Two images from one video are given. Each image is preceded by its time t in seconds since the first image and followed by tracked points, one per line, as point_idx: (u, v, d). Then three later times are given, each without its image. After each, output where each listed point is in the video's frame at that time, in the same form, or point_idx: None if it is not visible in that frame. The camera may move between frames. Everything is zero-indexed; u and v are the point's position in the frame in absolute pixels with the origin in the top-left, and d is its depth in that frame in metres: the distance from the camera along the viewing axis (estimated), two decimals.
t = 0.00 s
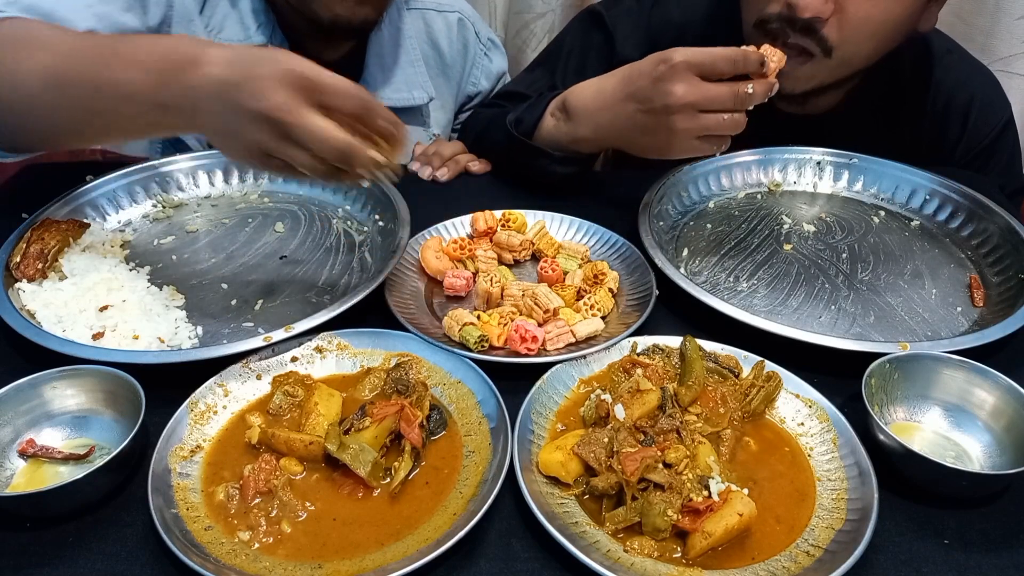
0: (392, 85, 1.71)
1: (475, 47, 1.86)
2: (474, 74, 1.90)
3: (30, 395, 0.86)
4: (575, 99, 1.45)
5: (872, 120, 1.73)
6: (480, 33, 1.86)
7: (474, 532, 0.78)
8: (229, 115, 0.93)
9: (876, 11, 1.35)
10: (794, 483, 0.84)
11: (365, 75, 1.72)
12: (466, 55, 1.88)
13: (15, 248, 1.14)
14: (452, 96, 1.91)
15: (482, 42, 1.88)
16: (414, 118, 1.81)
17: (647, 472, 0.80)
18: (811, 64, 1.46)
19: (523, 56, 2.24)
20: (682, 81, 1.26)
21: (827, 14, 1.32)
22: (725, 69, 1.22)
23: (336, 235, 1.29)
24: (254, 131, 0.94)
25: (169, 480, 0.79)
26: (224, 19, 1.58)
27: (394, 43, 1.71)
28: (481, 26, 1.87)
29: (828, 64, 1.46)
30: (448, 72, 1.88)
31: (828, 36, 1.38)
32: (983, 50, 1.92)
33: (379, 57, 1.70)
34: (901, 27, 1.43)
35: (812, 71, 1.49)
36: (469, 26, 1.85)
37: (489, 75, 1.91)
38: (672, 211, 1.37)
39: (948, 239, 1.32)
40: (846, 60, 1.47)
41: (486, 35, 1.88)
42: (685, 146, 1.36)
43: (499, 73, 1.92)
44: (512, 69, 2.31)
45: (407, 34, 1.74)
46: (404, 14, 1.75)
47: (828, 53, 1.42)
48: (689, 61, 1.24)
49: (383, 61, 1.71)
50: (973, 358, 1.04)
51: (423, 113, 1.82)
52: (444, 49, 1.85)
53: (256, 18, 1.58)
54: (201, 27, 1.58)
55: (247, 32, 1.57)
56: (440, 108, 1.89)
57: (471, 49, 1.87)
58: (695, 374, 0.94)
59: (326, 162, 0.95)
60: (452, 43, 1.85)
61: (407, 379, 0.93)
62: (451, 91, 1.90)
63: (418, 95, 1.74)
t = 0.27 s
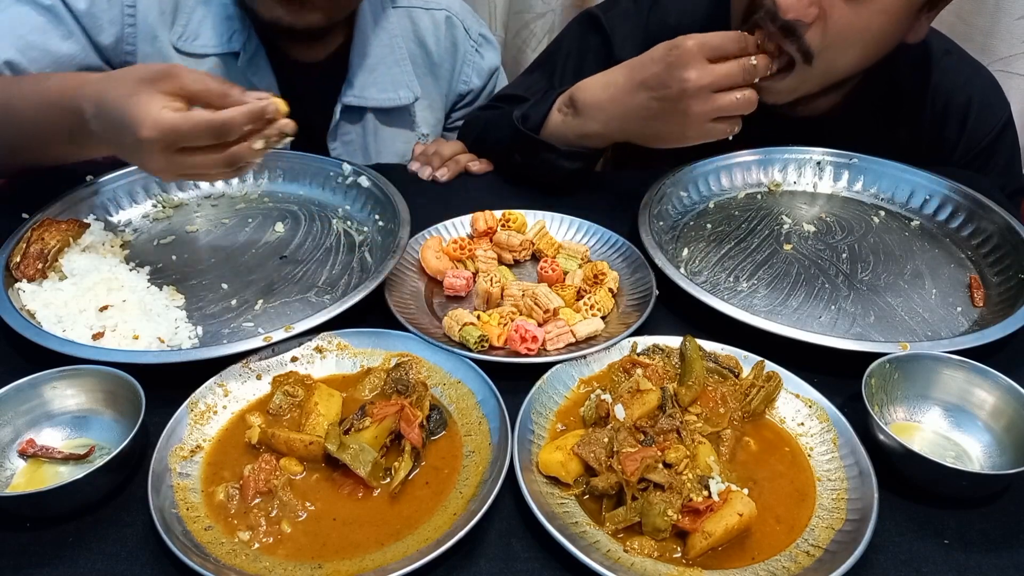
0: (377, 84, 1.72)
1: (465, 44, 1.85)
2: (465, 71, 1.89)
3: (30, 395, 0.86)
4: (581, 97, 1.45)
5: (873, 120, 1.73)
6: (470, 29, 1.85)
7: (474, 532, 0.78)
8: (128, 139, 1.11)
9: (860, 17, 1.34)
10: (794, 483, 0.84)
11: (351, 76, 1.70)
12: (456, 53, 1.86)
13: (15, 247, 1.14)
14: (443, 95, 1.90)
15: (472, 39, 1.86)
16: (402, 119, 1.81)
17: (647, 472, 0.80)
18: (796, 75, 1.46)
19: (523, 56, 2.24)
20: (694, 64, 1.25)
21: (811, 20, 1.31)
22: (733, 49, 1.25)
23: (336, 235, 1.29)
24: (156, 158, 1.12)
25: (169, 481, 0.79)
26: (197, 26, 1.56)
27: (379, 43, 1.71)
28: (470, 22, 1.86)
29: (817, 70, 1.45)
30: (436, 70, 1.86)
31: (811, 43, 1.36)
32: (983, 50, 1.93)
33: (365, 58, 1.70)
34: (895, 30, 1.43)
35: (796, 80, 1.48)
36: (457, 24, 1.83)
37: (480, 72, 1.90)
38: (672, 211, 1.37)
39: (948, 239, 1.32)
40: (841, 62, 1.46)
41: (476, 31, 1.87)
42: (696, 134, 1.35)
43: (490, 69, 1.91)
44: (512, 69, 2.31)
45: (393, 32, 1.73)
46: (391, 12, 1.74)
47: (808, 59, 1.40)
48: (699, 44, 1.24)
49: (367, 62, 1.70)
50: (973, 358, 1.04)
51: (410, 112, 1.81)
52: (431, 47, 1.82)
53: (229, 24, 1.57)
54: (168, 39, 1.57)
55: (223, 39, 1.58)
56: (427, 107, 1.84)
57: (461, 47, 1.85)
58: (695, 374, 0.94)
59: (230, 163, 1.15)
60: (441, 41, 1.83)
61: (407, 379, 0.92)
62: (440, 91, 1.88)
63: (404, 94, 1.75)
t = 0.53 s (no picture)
0: (365, 91, 1.70)
1: (455, 46, 1.83)
2: (455, 74, 1.87)
3: (30, 395, 0.85)
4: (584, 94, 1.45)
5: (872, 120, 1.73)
6: (459, 31, 1.83)
7: (474, 532, 0.78)
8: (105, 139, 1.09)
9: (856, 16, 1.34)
10: (794, 483, 0.84)
11: (338, 84, 1.68)
12: (446, 55, 1.84)
13: (15, 248, 1.14)
14: (434, 99, 1.89)
15: (462, 40, 1.84)
16: (390, 125, 1.80)
17: (647, 472, 0.80)
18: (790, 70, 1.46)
19: (523, 56, 2.24)
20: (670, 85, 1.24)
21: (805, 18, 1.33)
22: (719, 87, 1.18)
23: (336, 234, 1.29)
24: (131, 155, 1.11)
25: (169, 481, 0.79)
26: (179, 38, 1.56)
27: (365, 49, 1.68)
28: (459, 23, 1.83)
29: (813, 69, 1.46)
30: (425, 75, 1.85)
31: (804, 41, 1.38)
32: (983, 50, 1.93)
33: (353, 65, 1.68)
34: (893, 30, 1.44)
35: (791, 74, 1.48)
36: (446, 26, 1.81)
37: (470, 74, 1.88)
38: (672, 211, 1.37)
39: (948, 239, 1.32)
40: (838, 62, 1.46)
41: (465, 32, 1.85)
42: (669, 164, 1.32)
43: (481, 70, 1.89)
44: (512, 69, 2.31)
45: (379, 37, 1.71)
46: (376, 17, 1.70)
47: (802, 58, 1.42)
48: (687, 69, 1.22)
49: (354, 69, 1.68)
50: (973, 357, 1.04)
51: (400, 118, 1.80)
52: (419, 51, 1.81)
53: (211, 39, 1.55)
54: (148, 53, 1.56)
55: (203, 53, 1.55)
56: (417, 112, 1.86)
57: (450, 49, 1.83)
58: (695, 374, 0.94)
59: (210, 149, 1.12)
60: (429, 44, 1.81)
61: (407, 379, 0.92)
62: (429, 95, 1.87)
63: (393, 100, 1.73)
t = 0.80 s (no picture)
0: (364, 96, 1.70)
1: (454, 49, 1.83)
2: (455, 77, 1.87)
3: (30, 395, 0.86)
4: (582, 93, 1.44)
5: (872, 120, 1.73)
6: (458, 33, 1.83)
7: (474, 532, 0.78)
8: (146, 96, 1.18)
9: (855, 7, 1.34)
10: (794, 483, 0.84)
11: (338, 90, 1.68)
12: (445, 58, 1.85)
13: (15, 248, 1.14)
14: (434, 102, 1.90)
15: (462, 42, 1.84)
16: (392, 130, 1.80)
17: (647, 472, 0.80)
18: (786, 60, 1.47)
19: (523, 56, 2.24)
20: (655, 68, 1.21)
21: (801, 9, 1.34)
22: (702, 69, 1.17)
23: (336, 234, 1.29)
24: (171, 104, 1.19)
25: (169, 481, 0.79)
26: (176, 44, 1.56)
27: (365, 53, 1.68)
28: (458, 25, 1.83)
29: (812, 60, 1.47)
30: (425, 79, 1.86)
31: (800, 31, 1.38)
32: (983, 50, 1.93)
33: (353, 72, 1.68)
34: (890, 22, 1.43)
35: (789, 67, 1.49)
36: (445, 29, 1.81)
37: (470, 76, 1.88)
38: (672, 211, 1.37)
39: (948, 239, 1.32)
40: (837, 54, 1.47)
41: (465, 34, 1.84)
42: (642, 142, 1.29)
43: (481, 72, 1.89)
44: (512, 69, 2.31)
45: (380, 41, 1.70)
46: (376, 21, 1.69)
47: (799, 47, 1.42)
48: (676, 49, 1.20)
49: (354, 74, 1.68)
50: (973, 358, 1.04)
51: (401, 123, 1.80)
52: (419, 55, 1.81)
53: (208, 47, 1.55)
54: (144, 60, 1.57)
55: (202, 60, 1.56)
56: (418, 116, 1.87)
57: (450, 52, 1.83)
58: (695, 374, 0.94)
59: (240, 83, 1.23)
60: (428, 47, 1.81)
61: (407, 378, 0.92)
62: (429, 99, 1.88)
63: (393, 106, 1.73)
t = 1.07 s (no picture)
0: (366, 98, 1.69)
1: (456, 51, 1.82)
2: (456, 79, 1.87)
3: (30, 395, 0.86)
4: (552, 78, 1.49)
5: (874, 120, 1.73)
6: (459, 35, 1.83)
7: (474, 531, 0.78)
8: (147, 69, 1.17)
9: None
10: (794, 483, 0.84)
11: (339, 92, 1.68)
12: (447, 60, 1.84)
13: (15, 248, 1.14)
14: (435, 104, 1.89)
15: (463, 44, 1.84)
16: (394, 132, 1.79)
17: (647, 472, 0.80)
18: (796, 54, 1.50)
19: (523, 57, 2.24)
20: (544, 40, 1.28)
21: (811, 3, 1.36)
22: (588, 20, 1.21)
23: (336, 235, 1.29)
24: (165, 74, 1.17)
25: (169, 480, 0.79)
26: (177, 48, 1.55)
27: (366, 55, 1.68)
28: (459, 27, 1.83)
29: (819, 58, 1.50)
30: (427, 81, 1.85)
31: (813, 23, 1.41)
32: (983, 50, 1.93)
33: (355, 73, 1.67)
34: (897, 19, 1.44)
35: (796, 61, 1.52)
36: (446, 31, 1.81)
37: (472, 78, 1.88)
38: (671, 211, 1.37)
39: (948, 239, 1.32)
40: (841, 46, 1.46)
41: (466, 36, 1.84)
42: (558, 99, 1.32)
43: (482, 73, 1.89)
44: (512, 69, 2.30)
45: (382, 44, 1.70)
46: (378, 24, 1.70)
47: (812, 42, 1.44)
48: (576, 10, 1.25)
49: (356, 76, 1.67)
50: (973, 358, 1.04)
51: (403, 124, 1.79)
52: (420, 57, 1.81)
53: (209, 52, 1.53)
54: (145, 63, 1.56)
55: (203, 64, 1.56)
56: (419, 118, 1.87)
57: (451, 54, 1.83)
58: (695, 374, 0.94)
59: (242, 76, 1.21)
60: (429, 49, 1.81)
61: (407, 378, 0.92)
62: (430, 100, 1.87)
63: (395, 108, 1.72)
